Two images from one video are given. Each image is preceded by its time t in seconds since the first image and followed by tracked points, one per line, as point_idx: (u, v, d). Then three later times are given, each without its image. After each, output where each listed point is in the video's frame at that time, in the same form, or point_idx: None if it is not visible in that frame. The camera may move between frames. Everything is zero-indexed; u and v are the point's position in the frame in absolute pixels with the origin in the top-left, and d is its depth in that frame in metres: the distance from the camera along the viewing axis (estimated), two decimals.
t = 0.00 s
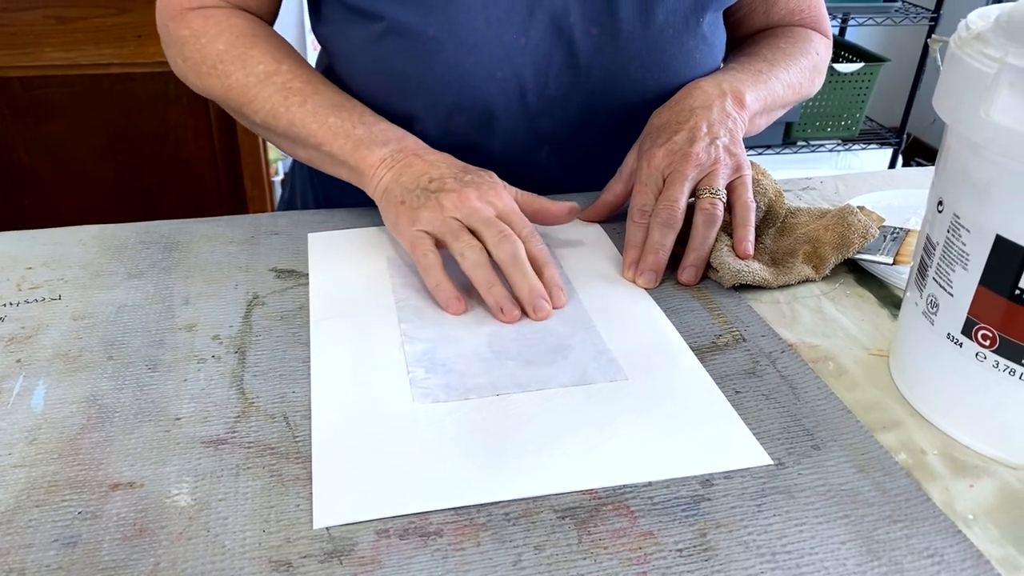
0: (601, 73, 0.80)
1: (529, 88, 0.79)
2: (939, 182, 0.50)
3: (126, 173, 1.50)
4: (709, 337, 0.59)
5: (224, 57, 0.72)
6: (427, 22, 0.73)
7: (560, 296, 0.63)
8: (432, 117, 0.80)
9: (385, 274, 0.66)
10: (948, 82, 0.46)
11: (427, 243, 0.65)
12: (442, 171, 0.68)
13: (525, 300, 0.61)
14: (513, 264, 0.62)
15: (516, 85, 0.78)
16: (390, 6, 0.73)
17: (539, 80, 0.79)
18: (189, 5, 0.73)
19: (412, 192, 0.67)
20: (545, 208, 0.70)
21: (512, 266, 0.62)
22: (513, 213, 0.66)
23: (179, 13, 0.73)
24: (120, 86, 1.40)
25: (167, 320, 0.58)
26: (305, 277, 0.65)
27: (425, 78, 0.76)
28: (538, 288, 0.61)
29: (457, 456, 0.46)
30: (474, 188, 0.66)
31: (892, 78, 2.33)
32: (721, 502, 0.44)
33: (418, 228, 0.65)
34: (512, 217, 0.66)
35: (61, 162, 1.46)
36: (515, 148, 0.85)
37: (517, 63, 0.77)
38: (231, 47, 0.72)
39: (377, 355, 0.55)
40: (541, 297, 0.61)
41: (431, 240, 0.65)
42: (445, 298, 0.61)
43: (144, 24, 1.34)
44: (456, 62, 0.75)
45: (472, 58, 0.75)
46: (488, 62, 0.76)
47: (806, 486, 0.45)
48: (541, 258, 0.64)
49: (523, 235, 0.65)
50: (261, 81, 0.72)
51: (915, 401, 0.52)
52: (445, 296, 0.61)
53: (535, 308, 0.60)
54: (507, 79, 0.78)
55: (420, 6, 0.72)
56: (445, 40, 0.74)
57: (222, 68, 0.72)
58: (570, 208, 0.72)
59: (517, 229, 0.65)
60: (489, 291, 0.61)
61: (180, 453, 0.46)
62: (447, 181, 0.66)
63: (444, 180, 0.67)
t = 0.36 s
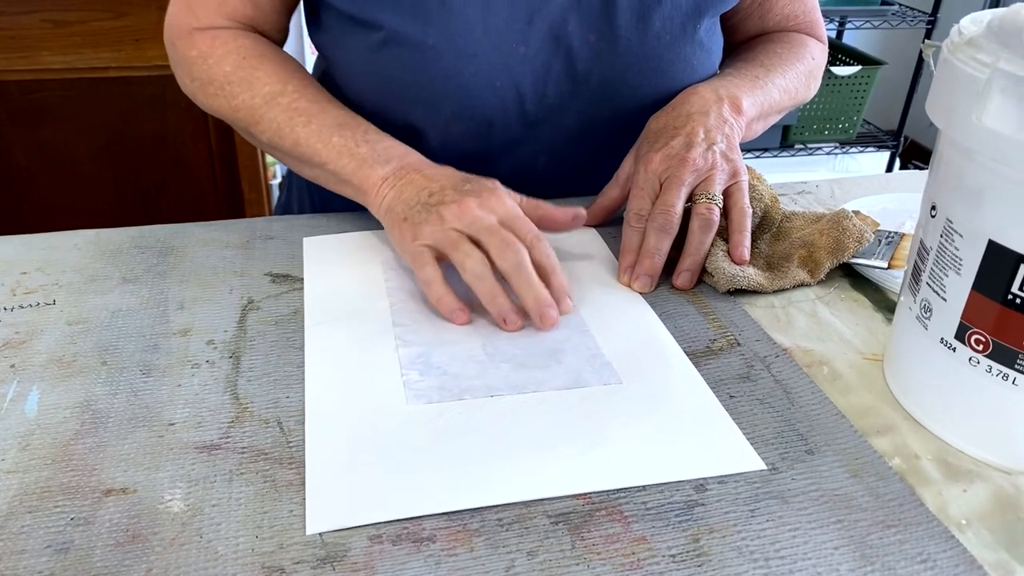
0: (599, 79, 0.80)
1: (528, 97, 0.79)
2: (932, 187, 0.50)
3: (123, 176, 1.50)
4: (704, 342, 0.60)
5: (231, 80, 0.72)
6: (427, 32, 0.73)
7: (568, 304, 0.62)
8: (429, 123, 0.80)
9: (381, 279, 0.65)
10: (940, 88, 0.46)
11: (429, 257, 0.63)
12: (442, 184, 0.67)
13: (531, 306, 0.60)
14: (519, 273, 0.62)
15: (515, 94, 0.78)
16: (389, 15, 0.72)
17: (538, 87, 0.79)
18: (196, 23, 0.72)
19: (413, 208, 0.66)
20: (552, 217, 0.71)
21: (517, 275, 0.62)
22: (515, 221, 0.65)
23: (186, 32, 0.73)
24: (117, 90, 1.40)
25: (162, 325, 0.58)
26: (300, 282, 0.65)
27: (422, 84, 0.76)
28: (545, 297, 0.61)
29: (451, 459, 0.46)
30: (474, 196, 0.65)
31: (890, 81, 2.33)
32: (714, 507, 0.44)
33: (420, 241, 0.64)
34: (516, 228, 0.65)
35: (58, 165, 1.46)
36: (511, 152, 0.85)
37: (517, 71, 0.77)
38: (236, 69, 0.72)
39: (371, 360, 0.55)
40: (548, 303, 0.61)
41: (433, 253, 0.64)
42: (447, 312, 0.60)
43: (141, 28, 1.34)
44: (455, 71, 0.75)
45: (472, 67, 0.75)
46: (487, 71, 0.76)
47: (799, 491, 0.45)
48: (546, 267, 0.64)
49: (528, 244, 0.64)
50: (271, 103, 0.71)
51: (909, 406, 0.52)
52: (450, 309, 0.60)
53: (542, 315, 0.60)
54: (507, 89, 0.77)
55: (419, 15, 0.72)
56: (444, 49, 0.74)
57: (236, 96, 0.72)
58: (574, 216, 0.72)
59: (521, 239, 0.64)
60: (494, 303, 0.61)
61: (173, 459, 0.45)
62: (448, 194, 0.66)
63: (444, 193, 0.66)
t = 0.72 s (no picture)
0: (596, 85, 0.80)
1: (526, 104, 0.79)
2: (927, 190, 0.49)
3: (119, 179, 1.49)
4: (699, 345, 0.59)
5: (231, 102, 0.71)
6: (422, 41, 0.72)
7: (574, 347, 0.57)
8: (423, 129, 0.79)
9: (375, 284, 0.65)
10: (935, 92, 0.46)
11: (432, 288, 0.61)
12: (446, 217, 0.65)
13: (538, 344, 0.56)
14: (523, 306, 0.58)
15: (512, 100, 0.78)
16: (386, 24, 0.72)
17: (536, 93, 0.78)
18: (200, 44, 0.71)
19: (416, 240, 0.64)
20: (561, 255, 0.67)
21: (524, 309, 0.58)
22: (522, 256, 0.63)
23: (190, 52, 0.72)
24: (113, 92, 1.40)
25: (153, 329, 0.58)
26: (293, 285, 0.64)
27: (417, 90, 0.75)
28: (552, 334, 0.57)
29: (443, 465, 0.46)
30: (479, 228, 0.63)
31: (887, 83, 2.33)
32: (708, 513, 0.44)
33: (422, 273, 0.62)
34: (523, 262, 0.62)
35: (54, 167, 1.46)
36: (506, 155, 0.84)
37: (515, 78, 0.76)
38: (238, 91, 0.71)
39: (364, 365, 0.55)
40: (557, 342, 0.56)
41: (436, 284, 0.61)
42: (453, 344, 0.57)
43: (138, 31, 1.33)
44: (453, 78, 0.74)
45: (469, 75, 0.74)
46: (485, 78, 0.75)
47: (793, 497, 0.45)
48: (554, 301, 0.60)
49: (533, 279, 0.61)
50: (260, 107, 0.71)
51: (905, 411, 0.52)
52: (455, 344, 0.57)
53: (549, 353, 0.55)
54: (504, 96, 0.77)
55: (416, 23, 0.71)
56: (440, 57, 0.73)
57: (214, 87, 0.71)
58: (582, 256, 0.68)
59: (529, 273, 0.62)
60: (501, 337, 0.57)
61: (163, 464, 0.45)
62: (450, 225, 0.64)
63: (447, 225, 0.64)
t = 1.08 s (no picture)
0: (590, 89, 0.80)
1: (521, 107, 0.78)
2: (920, 194, 0.49)
3: (116, 180, 1.49)
4: (692, 350, 0.59)
5: (245, 114, 0.71)
6: (416, 45, 0.72)
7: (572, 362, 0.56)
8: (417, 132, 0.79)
9: (368, 288, 0.65)
10: (927, 96, 0.46)
11: (439, 292, 0.60)
12: (457, 222, 0.65)
13: (534, 357, 0.55)
14: (522, 317, 0.57)
15: (506, 103, 0.78)
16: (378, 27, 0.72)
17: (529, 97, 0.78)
18: (212, 55, 0.71)
19: (426, 244, 0.63)
20: (572, 266, 0.66)
21: (523, 319, 0.57)
22: (531, 263, 0.62)
23: (201, 63, 0.72)
24: (111, 93, 1.40)
25: (146, 333, 0.57)
26: (286, 289, 0.64)
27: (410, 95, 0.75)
28: (549, 348, 0.55)
29: (435, 470, 0.46)
30: (489, 233, 0.62)
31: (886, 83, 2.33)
32: (698, 519, 0.44)
33: (431, 278, 0.61)
34: (531, 269, 0.62)
35: (50, 169, 1.46)
36: (501, 158, 0.84)
37: (508, 83, 0.76)
38: (251, 103, 0.71)
39: (356, 369, 0.54)
40: (552, 356, 0.55)
41: (444, 290, 0.61)
42: (458, 351, 0.57)
43: (137, 31, 1.33)
44: (446, 84, 0.74)
45: (463, 80, 0.74)
46: (480, 81, 0.75)
47: (785, 502, 0.45)
48: (555, 313, 0.58)
49: (539, 288, 0.60)
50: (255, 111, 0.71)
51: (898, 416, 0.52)
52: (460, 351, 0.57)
53: (544, 368, 0.54)
54: (498, 100, 0.77)
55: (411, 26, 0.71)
56: (435, 61, 0.73)
57: (225, 99, 0.71)
58: (592, 267, 0.66)
59: (535, 280, 0.61)
60: (499, 346, 0.57)
61: (153, 469, 0.45)
62: (461, 232, 0.63)
63: (457, 229, 0.63)
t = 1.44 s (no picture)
0: (593, 94, 0.81)
1: (524, 112, 0.79)
2: (917, 202, 0.50)
3: (120, 182, 1.50)
4: (693, 354, 0.60)
5: (251, 121, 0.72)
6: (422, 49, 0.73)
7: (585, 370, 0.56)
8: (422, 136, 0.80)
9: (374, 292, 0.66)
10: (924, 106, 0.47)
11: (454, 300, 0.60)
12: (468, 227, 0.64)
13: (546, 366, 0.55)
14: (536, 326, 0.57)
15: (510, 108, 0.78)
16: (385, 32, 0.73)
17: (534, 101, 0.79)
18: (219, 62, 0.72)
19: (438, 250, 0.63)
20: (581, 275, 0.65)
21: (538, 329, 0.57)
22: (544, 267, 0.61)
23: (208, 71, 0.72)
24: (116, 97, 1.41)
25: (155, 337, 0.58)
26: (293, 293, 0.65)
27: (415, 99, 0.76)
28: (562, 357, 0.56)
29: (439, 472, 0.47)
30: (502, 239, 0.62)
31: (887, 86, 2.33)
32: (699, 521, 0.44)
33: (444, 284, 0.61)
34: (546, 273, 0.61)
35: (56, 173, 1.47)
36: (504, 163, 0.85)
37: (513, 87, 0.77)
38: (257, 110, 0.72)
39: (362, 373, 0.55)
40: (565, 366, 0.55)
41: (458, 296, 0.60)
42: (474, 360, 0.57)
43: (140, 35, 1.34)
44: (451, 88, 0.75)
45: (468, 84, 0.75)
46: (483, 87, 0.76)
47: (784, 504, 0.46)
48: (570, 321, 0.58)
49: (554, 294, 0.60)
50: (262, 118, 0.72)
51: (895, 419, 0.53)
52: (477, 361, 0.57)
53: (556, 375, 0.55)
54: (503, 104, 0.78)
55: (415, 33, 0.72)
56: (440, 66, 0.74)
57: (232, 106, 0.72)
58: (603, 280, 0.65)
59: (549, 287, 0.60)
60: (513, 357, 0.56)
61: (165, 471, 0.46)
62: (472, 236, 0.62)
63: (470, 235, 0.63)
